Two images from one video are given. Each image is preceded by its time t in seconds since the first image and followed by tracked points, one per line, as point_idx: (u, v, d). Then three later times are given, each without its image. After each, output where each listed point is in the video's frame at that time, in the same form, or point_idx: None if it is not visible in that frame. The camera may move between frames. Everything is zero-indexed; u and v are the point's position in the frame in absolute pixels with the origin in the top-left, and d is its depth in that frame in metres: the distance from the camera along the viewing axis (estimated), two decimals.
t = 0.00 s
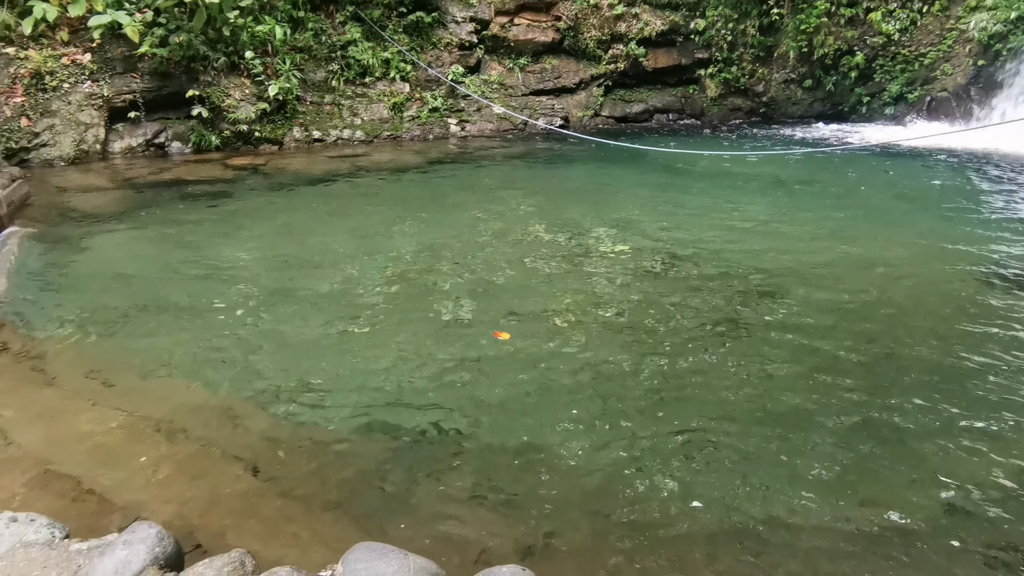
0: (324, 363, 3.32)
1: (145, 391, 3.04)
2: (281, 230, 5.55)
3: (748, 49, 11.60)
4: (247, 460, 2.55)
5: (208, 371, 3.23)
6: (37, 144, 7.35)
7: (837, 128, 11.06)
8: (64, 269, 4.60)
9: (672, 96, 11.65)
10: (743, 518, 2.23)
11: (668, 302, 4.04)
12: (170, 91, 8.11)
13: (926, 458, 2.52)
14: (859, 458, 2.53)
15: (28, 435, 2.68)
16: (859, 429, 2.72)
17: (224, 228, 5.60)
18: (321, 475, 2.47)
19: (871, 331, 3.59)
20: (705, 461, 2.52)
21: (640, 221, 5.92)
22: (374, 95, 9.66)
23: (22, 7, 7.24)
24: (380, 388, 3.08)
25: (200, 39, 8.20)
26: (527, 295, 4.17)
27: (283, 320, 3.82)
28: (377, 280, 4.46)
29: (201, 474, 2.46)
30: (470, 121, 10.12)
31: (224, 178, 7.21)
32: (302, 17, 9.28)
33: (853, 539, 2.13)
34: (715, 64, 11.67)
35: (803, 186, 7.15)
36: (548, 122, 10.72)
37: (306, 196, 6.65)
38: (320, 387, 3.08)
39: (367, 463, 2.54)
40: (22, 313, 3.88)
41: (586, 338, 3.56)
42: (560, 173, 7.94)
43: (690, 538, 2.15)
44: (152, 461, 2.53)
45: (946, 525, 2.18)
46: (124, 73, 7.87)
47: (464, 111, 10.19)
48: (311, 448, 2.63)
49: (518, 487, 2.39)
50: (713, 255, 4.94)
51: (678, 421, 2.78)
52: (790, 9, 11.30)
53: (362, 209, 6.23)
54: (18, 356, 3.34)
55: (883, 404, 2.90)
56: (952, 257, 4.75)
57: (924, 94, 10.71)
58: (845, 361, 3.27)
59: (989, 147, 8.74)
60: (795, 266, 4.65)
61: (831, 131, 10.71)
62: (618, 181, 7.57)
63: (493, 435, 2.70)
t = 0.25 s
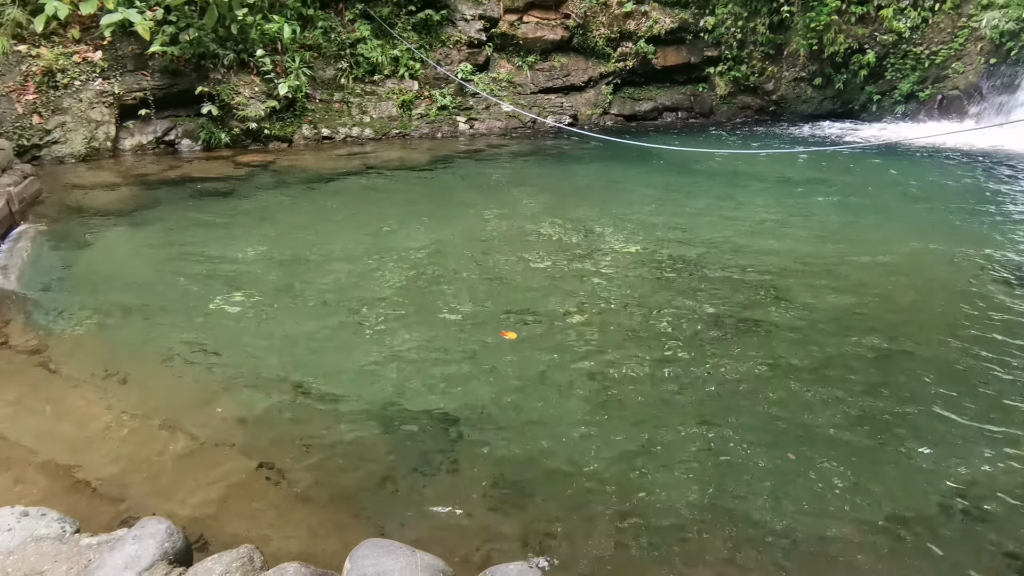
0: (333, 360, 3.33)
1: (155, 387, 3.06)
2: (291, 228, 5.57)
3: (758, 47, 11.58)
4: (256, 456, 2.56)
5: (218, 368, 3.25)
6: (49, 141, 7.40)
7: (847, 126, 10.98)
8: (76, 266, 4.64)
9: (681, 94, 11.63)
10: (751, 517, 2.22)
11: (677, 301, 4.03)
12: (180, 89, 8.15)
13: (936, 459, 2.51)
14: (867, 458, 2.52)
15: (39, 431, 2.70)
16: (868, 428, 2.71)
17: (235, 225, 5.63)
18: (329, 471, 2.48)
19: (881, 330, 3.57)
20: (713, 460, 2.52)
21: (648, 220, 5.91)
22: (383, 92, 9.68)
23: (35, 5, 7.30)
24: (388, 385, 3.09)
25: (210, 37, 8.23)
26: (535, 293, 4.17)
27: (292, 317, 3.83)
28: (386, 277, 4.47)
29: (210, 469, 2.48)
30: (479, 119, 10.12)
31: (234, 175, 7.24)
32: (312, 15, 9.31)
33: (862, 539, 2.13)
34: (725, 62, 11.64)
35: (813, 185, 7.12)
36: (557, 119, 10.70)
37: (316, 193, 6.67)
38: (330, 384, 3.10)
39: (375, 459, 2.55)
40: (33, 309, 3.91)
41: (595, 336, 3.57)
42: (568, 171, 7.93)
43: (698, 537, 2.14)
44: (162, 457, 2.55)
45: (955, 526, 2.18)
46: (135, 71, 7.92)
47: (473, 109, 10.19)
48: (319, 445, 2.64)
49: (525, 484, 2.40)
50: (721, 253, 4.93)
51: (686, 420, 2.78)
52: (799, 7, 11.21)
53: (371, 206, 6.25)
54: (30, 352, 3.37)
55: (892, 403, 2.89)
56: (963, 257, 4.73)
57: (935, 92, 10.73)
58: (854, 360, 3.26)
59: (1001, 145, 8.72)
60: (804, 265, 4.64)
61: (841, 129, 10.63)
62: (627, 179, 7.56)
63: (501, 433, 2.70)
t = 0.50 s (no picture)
0: (339, 359, 3.33)
1: (161, 385, 3.07)
2: (296, 226, 5.57)
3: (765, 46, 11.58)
4: (262, 454, 2.57)
5: (224, 366, 3.25)
6: (57, 139, 7.44)
7: (854, 125, 10.95)
8: (83, 264, 4.65)
9: (687, 93, 11.62)
10: (756, 517, 2.22)
11: (683, 300, 4.02)
12: (187, 87, 8.17)
13: (943, 459, 2.50)
14: (874, 458, 2.51)
15: (47, 429, 2.71)
16: (874, 428, 2.70)
17: (241, 224, 5.64)
18: (334, 469, 2.48)
19: (888, 330, 3.56)
20: (718, 459, 2.51)
21: (654, 219, 5.90)
22: (389, 91, 9.69)
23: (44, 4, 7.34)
24: (394, 384, 3.09)
25: (217, 36, 8.25)
26: (541, 292, 4.17)
27: (298, 315, 3.84)
28: (391, 275, 4.48)
29: (216, 467, 2.49)
30: (484, 117, 10.11)
31: (240, 174, 7.25)
32: (318, 14, 9.32)
33: (868, 539, 2.12)
34: (731, 61, 11.60)
35: (819, 184, 7.09)
36: (563, 118, 10.69)
37: (322, 192, 6.68)
38: (335, 383, 3.10)
39: (380, 457, 2.55)
40: (41, 307, 3.93)
41: (600, 334, 3.56)
42: (574, 170, 7.92)
43: (703, 536, 2.14)
44: (169, 454, 2.56)
45: (961, 526, 2.17)
46: (142, 69, 7.95)
47: (478, 107, 10.18)
48: (324, 443, 2.64)
49: (531, 483, 2.40)
50: (726, 252, 4.92)
51: (692, 419, 2.77)
52: (807, 5, 11.16)
53: (377, 205, 6.25)
54: (38, 350, 3.38)
55: (899, 403, 2.88)
56: (970, 256, 4.71)
57: (943, 91, 10.69)
58: (860, 360, 3.24)
59: (1010, 144, 8.66)
60: (811, 264, 4.62)
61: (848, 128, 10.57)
62: (633, 178, 7.54)
63: (506, 432, 2.70)
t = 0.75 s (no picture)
0: (346, 355, 3.34)
1: (171, 380, 3.09)
2: (304, 223, 5.59)
3: (773, 43, 11.43)
4: (269, 450, 2.58)
5: (232, 361, 3.27)
6: (67, 136, 7.49)
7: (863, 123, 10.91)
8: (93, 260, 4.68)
9: (695, 90, 11.58)
10: (762, 515, 2.21)
11: (690, 298, 4.01)
12: (196, 84, 8.19)
13: (951, 458, 2.49)
14: (881, 457, 2.50)
15: (58, 423, 2.74)
16: (882, 427, 2.69)
17: (249, 220, 5.65)
18: (341, 465, 2.49)
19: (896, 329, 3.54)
20: (724, 457, 2.51)
21: (662, 216, 5.89)
22: (397, 88, 9.70)
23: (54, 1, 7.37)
24: (401, 380, 3.10)
25: (226, 33, 8.27)
26: (548, 289, 4.17)
27: (306, 311, 3.85)
28: (399, 272, 4.48)
29: (224, 462, 2.50)
30: (492, 114, 10.10)
31: (249, 170, 7.28)
32: (326, 11, 9.30)
33: (875, 538, 2.11)
34: (740, 58, 11.58)
35: (828, 182, 7.07)
36: (571, 116, 10.67)
37: (330, 189, 6.69)
38: (343, 378, 3.11)
39: (387, 454, 2.56)
40: (51, 302, 3.96)
41: (607, 332, 3.56)
42: (582, 167, 7.91)
43: (710, 534, 2.14)
44: (178, 448, 2.58)
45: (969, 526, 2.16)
46: (152, 66, 7.97)
47: (486, 105, 10.18)
48: (332, 439, 2.65)
49: (537, 480, 2.40)
50: (735, 250, 4.90)
51: (699, 417, 2.77)
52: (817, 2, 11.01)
53: (385, 201, 6.26)
54: (49, 345, 3.41)
55: (907, 402, 2.86)
56: (980, 255, 4.68)
57: (954, 89, 10.68)
58: (869, 358, 3.23)
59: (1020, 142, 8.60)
60: (819, 262, 4.60)
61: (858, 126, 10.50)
62: (641, 175, 7.52)
63: (512, 429, 2.70)
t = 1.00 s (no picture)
0: (353, 350, 3.35)
1: (179, 374, 3.11)
2: (311, 218, 5.60)
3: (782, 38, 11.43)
4: (276, 444, 2.59)
5: (240, 356, 3.28)
6: (76, 130, 7.52)
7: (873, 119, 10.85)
8: (102, 255, 4.70)
9: (703, 87, 11.51)
10: (767, 512, 2.21)
11: (696, 294, 4.01)
12: (205, 79, 8.20)
13: (957, 457, 2.48)
14: (888, 455, 2.49)
15: (67, 416, 2.76)
16: (888, 425, 2.68)
17: (256, 215, 5.67)
18: (348, 459, 2.50)
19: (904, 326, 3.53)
20: (730, 454, 2.50)
21: (669, 212, 5.88)
22: (404, 83, 9.70)
23: None
24: (407, 375, 3.11)
25: (234, 28, 8.29)
26: (554, 285, 4.16)
27: (313, 307, 3.86)
28: (405, 267, 4.49)
29: (232, 456, 2.52)
30: (499, 110, 10.10)
31: (256, 165, 7.29)
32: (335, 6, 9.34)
33: (880, 535, 2.11)
34: (749, 54, 11.48)
35: (836, 178, 7.04)
36: (579, 111, 10.65)
37: (337, 184, 6.69)
38: (349, 373, 3.12)
39: (392, 449, 2.57)
40: (60, 296, 3.98)
41: (613, 328, 3.55)
42: (589, 163, 7.89)
43: (715, 531, 2.14)
44: (186, 442, 2.60)
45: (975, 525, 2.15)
46: (160, 61, 7.99)
47: (493, 100, 10.17)
48: (338, 434, 2.66)
49: (542, 476, 2.40)
50: (742, 247, 4.89)
51: (704, 414, 2.76)
52: None
53: (391, 197, 6.27)
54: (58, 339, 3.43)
55: (913, 400, 2.85)
56: (989, 253, 4.66)
57: (964, 85, 10.56)
58: (876, 355, 3.22)
59: None
60: (826, 259, 4.58)
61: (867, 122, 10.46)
62: (648, 171, 7.50)
63: (518, 425, 2.70)
